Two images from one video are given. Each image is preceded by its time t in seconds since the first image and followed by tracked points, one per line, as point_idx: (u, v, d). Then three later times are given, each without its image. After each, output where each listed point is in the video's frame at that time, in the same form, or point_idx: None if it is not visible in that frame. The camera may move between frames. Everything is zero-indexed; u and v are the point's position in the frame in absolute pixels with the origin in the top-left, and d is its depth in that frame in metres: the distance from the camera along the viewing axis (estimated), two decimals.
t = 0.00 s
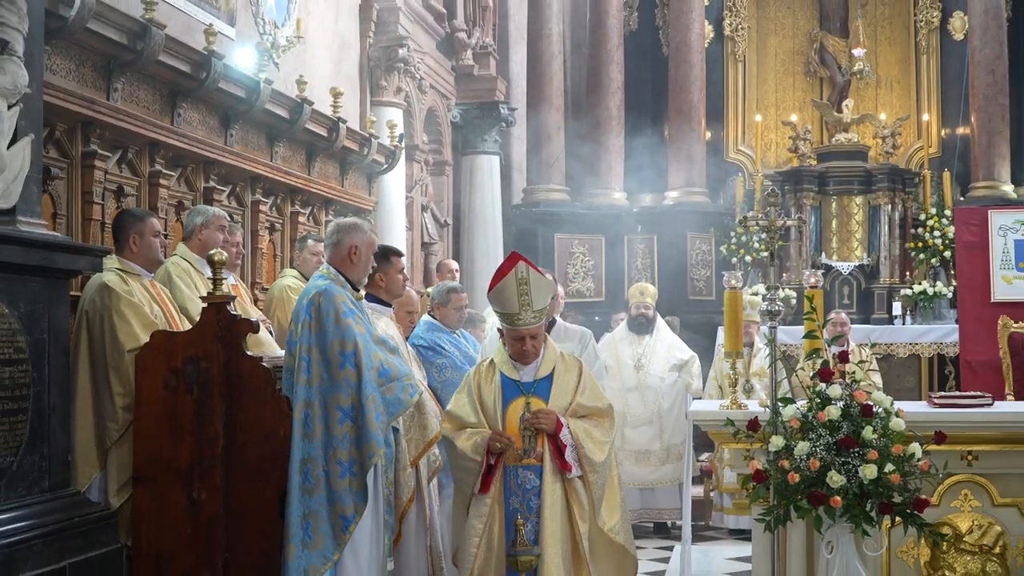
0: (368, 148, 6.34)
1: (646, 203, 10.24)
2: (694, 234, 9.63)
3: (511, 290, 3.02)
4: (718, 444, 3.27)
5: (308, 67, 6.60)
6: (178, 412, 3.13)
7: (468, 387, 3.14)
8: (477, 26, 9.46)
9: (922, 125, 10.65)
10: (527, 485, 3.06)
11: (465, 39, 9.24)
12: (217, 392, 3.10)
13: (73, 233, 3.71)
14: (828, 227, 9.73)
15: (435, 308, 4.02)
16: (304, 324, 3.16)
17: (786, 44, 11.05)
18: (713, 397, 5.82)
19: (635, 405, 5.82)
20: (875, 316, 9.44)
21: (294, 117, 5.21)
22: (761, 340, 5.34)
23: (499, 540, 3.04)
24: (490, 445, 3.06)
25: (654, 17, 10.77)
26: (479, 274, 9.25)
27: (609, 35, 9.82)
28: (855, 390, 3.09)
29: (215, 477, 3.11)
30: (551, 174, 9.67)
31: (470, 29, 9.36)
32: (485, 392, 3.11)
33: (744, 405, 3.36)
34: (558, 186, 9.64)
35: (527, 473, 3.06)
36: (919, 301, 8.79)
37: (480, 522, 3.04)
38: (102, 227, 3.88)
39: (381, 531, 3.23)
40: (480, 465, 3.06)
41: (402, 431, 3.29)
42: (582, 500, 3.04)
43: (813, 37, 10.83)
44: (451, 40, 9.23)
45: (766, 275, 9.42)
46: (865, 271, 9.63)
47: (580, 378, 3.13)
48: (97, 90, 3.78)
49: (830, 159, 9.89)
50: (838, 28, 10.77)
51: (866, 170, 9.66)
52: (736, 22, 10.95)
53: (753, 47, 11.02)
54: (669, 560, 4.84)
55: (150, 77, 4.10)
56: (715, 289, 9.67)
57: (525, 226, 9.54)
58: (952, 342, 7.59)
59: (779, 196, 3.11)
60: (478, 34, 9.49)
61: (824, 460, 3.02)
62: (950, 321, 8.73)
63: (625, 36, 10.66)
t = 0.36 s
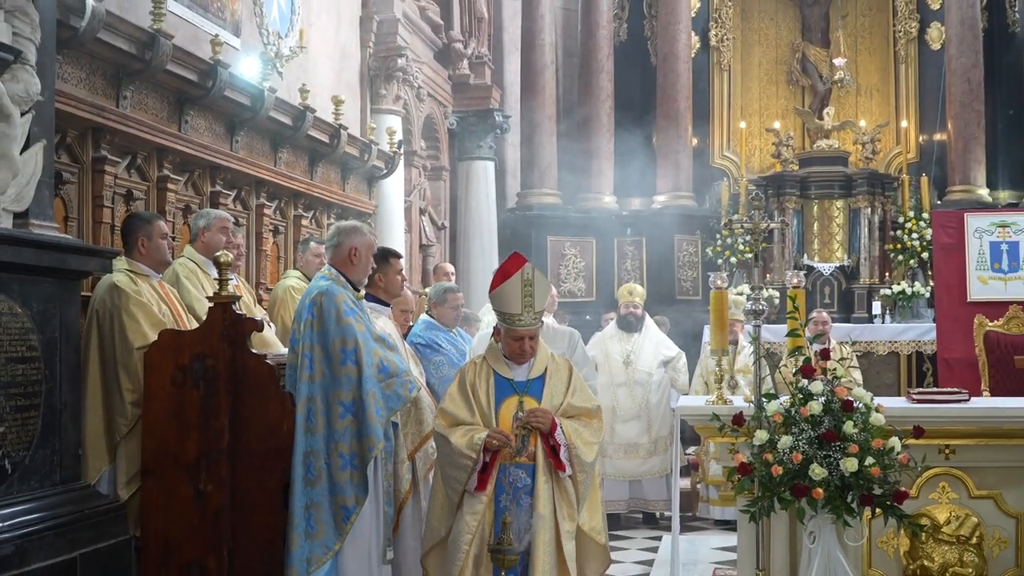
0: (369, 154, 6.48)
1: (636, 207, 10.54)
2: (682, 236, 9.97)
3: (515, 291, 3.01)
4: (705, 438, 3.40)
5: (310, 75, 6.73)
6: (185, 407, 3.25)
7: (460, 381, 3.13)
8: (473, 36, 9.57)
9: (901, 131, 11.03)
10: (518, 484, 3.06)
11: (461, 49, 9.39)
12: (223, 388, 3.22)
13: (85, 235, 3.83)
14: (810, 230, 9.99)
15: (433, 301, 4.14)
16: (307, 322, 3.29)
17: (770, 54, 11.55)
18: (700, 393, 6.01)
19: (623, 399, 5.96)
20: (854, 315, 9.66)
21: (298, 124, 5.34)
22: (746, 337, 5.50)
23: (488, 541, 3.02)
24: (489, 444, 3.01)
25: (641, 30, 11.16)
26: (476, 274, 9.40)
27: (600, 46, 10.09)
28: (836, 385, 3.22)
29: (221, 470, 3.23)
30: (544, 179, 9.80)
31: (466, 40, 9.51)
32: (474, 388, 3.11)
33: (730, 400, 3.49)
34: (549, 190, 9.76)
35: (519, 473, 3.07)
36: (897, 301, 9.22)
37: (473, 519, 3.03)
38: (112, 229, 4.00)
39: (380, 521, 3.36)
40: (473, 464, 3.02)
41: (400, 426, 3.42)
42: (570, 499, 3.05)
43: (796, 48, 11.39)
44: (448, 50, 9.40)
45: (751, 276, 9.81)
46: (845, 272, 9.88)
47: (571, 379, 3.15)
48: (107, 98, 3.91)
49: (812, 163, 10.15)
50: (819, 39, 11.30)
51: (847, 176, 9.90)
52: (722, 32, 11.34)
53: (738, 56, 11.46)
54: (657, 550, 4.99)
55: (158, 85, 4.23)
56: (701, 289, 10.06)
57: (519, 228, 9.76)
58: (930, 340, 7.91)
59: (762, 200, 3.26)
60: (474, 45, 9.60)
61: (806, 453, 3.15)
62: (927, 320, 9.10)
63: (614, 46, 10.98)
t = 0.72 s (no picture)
0: (368, 159, 6.58)
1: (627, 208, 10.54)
2: (672, 238, 10.04)
3: (537, 291, 3.02)
4: (694, 434, 3.50)
5: (311, 82, 6.83)
6: (190, 404, 3.35)
7: (467, 377, 3.20)
8: (469, 44, 9.73)
9: (885, 136, 11.11)
10: (519, 484, 3.14)
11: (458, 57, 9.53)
12: (227, 385, 3.32)
13: (92, 237, 3.93)
14: (796, 233, 10.10)
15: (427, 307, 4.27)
16: (308, 321, 3.39)
17: (757, 61, 11.63)
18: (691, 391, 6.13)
19: (614, 396, 6.07)
20: (839, 314, 9.78)
21: (299, 129, 5.44)
22: (734, 337, 5.57)
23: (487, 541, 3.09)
24: (492, 444, 3.07)
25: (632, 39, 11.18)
26: (473, 275, 9.58)
27: (593, 53, 10.23)
28: (822, 383, 3.32)
29: (225, 465, 3.33)
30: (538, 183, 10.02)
31: (463, 48, 9.67)
32: (480, 385, 3.19)
33: (718, 397, 3.60)
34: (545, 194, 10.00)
35: (520, 473, 3.15)
36: (881, 300, 9.39)
37: (474, 519, 3.09)
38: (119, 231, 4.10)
39: (379, 514, 3.48)
40: (475, 463, 3.07)
41: (398, 422, 3.52)
42: (568, 500, 3.15)
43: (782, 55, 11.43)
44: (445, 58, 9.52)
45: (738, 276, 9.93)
46: (830, 273, 9.97)
47: (577, 384, 3.23)
48: (114, 104, 4.00)
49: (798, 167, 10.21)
50: (805, 47, 11.37)
51: (832, 179, 10.00)
52: (711, 41, 11.52)
53: (726, 64, 11.60)
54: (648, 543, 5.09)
55: (163, 91, 4.33)
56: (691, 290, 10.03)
57: (513, 231, 10.04)
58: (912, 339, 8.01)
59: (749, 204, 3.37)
60: (471, 52, 9.76)
61: (792, 448, 3.25)
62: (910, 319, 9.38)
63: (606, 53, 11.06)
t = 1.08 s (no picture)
0: (368, 164, 6.69)
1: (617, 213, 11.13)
2: (660, 240, 10.49)
3: (547, 285, 3.09)
4: (681, 428, 3.64)
5: (313, 90, 6.99)
6: (195, 400, 3.47)
7: (475, 374, 3.26)
8: (465, 54, 10.00)
9: (865, 142, 11.49)
10: (532, 477, 3.24)
11: (455, 66, 9.86)
12: (231, 382, 3.44)
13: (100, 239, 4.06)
14: (779, 236, 10.47)
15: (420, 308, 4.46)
16: (309, 320, 3.51)
17: (742, 71, 12.09)
18: (677, 386, 6.32)
19: (605, 390, 6.19)
20: (820, 314, 10.01)
21: (301, 136, 5.56)
22: (718, 334, 5.75)
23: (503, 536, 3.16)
24: (507, 438, 3.15)
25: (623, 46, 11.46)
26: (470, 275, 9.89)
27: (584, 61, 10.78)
28: (804, 379, 3.45)
29: (229, 459, 3.45)
30: (531, 187, 10.48)
31: (459, 57, 9.93)
32: (489, 380, 3.25)
33: (705, 393, 3.74)
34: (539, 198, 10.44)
35: (533, 466, 3.24)
36: (861, 300, 9.57)
37: (489, 514, 3.17)
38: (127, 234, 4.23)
39: (379, 506, 3.60)
40: (491, 457, 3.15)
41: (397, 418, 3.63)
42: (576, 491, 3.25)
43: (766, 65, 11.95)
44: (442, 67, 9.86)
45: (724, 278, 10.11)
46: (812, 274, 10.23)
47: (581, 378, 3.35)
48: (122, 111, 4.12)
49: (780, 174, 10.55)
50: (788, 57, 11.96)
51: (813, 184, 10.38)
52: (697, 51, 11.81)
53: (712, 73, 12.02)
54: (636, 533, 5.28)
55: (170, 99, 4.45)
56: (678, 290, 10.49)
57: (506, 234, 10.45)
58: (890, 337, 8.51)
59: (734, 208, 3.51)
60: (467, 62, 10.03)
61: (776, 443, 3.38)
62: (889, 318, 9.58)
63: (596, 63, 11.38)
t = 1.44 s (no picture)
0: (370, 172, 7.09)
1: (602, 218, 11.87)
2: (642, 244, 11.39)
3: (560, 289, 3.03)
4: (663, 420, 3.89)
5: (318, 103, 7.32)
6: (207, 394, 3.70)
7: (489, 375, 3.17)
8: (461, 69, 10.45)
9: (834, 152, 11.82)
10: (552, 475, 3.17)
11: (451, 80, 10.27)
12: (241, 376, 3.67)
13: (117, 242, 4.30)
14: (754, 239, 10.54)
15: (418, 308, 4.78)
16: (314, 319, 3.75)
17: (719, 86, 12.46)
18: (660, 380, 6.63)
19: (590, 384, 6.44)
20: (793, 313, 10.24)
21: (306, 145, 5.87)
22: (699, 333, 6.02)
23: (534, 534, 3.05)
24: (533, 436, 3.07)
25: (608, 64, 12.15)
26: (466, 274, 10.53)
27: (571, 76, 11.55)
28: (778, 374, 3.69)
29: (240, 449, 3.68)
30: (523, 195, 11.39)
31: (455, 72, 10.33)
32: (503, 380, 3.15)
33: (686, 387, 3.98)
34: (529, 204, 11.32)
35: (552, 464, 3.17)
36: (832, 300, 9.71)
37: (520, 512, 3.05)
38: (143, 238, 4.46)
39: (380, 492, 3.83)
40: (517, 457, 3.04)
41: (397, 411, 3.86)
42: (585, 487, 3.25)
43: (742, 81, 12.27)
44: (439, 82, 10.20)
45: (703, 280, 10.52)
46: (785, 276, 10.42)
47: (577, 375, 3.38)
48: (138, 121, 4.38)
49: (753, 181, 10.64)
50: (762, 73, 12.30)
51: (787, 192, 10.44)
52: (678, 68, 12.19)
53: (691, 88, 12.37)
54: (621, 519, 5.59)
55: (183, 111, 4.73)
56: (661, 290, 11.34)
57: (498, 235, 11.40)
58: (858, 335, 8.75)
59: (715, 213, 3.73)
60: (462, 77, 10.49)
61: (751, 433, 3.61)
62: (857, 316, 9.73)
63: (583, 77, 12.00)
